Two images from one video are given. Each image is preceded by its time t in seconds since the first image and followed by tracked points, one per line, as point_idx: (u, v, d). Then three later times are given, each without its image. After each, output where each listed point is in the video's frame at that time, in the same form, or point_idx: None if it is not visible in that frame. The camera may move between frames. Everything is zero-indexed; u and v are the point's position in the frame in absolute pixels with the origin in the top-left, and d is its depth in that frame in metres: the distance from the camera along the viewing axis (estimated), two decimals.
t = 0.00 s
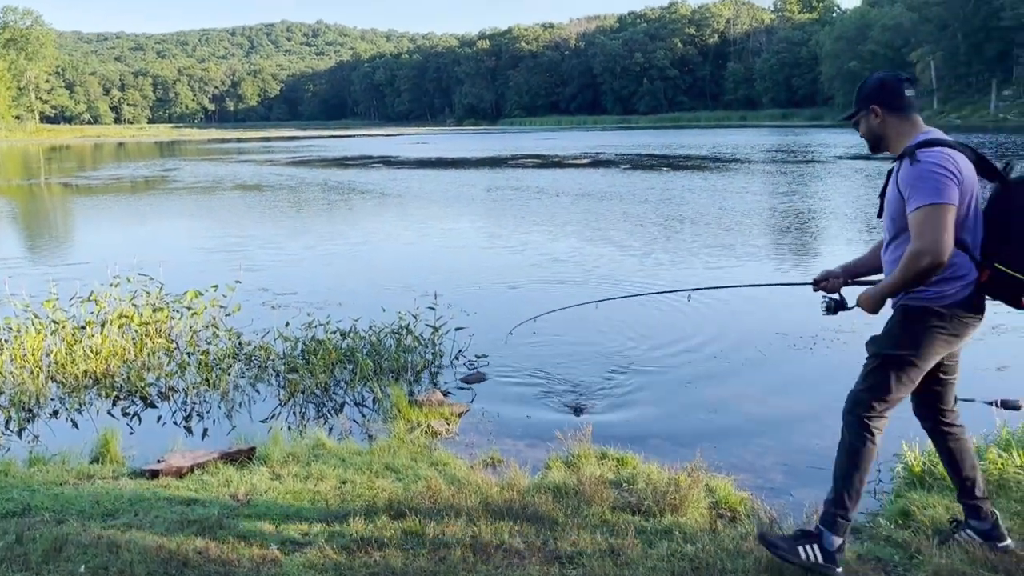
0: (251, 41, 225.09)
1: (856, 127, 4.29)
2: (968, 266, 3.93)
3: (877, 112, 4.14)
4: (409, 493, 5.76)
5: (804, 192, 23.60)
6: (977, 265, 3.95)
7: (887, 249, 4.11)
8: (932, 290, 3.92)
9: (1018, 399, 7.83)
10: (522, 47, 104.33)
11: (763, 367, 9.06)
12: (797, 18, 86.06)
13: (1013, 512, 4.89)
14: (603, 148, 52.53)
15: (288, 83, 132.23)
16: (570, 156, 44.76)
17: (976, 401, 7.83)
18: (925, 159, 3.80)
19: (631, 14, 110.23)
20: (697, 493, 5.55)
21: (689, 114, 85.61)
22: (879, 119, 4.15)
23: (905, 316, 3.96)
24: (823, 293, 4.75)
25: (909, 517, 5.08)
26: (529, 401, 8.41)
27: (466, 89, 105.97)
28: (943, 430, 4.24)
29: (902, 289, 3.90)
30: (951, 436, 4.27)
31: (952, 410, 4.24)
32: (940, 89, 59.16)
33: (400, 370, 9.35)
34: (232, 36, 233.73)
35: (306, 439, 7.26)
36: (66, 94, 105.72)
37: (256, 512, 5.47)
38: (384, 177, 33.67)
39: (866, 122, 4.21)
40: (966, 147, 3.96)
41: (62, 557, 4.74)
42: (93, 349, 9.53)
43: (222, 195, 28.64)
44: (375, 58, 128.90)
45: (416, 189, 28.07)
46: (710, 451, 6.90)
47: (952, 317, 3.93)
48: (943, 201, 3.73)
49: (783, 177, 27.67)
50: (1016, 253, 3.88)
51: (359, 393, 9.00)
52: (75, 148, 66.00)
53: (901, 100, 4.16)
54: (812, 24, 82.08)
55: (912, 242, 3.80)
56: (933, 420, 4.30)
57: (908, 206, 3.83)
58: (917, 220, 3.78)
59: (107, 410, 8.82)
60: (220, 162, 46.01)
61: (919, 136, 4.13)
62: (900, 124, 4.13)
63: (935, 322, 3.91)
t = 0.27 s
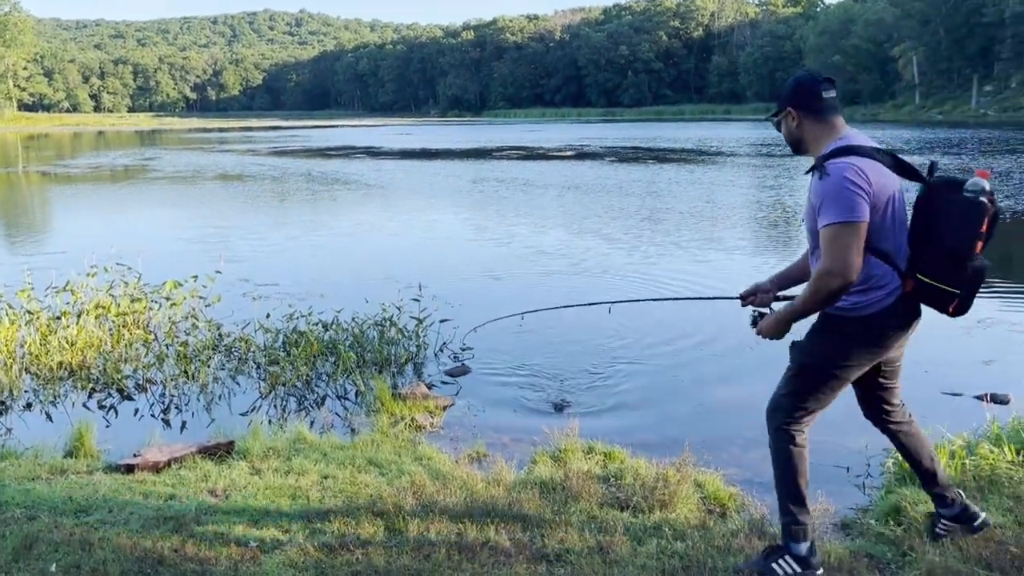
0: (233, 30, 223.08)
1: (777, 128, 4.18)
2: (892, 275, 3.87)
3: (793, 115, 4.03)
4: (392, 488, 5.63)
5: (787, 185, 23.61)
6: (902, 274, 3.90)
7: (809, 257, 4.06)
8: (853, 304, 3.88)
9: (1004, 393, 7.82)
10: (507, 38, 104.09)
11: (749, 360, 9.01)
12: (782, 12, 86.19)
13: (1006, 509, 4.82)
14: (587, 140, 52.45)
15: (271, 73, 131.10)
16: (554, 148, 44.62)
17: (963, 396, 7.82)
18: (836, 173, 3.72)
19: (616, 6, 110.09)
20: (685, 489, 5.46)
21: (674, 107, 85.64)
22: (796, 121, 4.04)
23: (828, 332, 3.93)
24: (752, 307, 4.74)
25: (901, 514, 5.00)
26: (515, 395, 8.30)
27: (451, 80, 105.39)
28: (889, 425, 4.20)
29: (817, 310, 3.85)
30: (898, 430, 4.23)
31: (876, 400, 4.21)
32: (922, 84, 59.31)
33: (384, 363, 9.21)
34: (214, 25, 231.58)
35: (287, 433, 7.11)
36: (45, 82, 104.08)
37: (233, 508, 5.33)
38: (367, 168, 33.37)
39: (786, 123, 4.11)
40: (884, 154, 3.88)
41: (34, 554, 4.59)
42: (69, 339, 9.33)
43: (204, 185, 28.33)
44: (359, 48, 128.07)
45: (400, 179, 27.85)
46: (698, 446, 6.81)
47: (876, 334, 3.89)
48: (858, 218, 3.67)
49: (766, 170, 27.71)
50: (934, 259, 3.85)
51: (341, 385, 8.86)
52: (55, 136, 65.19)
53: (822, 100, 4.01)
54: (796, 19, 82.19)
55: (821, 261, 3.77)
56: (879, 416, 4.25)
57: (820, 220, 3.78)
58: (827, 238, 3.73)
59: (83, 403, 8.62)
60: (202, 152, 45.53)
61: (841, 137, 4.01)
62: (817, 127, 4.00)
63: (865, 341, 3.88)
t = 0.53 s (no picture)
0: (218, 19, 221.50)
1: (714, 110, 4.10)
2: (835, 256, 3.81)
3: (728, 95, 3.95)
4: (385, 479, 5.58)
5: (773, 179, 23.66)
6: (845, 256, 3.83)
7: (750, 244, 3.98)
8: (799, 289, 3.83)
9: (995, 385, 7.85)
10: (495, 29, 104.04)
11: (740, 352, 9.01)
12: (768, 6, 86.34)
13: (1002, 500, 4.82)
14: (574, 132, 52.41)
15: (256, 63, 130.15)
16: (541, 140, 44.55)
17: (954, 388, 7.85)
18: (772, 151, 3.65)
19: None
20: (680, 481, 5.43)
21: (660, 100, 85.70)
22: (730, 102, 3.96)
23: (775, 323, 3.87)
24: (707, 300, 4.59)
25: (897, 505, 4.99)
26: (507, 386, 8.26)
27: (437, 71, 104.92)
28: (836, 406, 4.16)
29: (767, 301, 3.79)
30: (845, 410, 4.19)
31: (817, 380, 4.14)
32: (906, 79, 59.50)
33: (374, 354, 9.13)
34: (198, 15, 229.81)
35: (277, 424, 7.04)
36: (26, 69, 102.89)
37: (223, 501, 5.26)
38: (353, 158, 33.16)
39: (722, 105, 4.02)
40: (819, 130, 3.82)
41: (21, 547, 4.50)
42: (52, 329, 9.19)
43: (189, 174, 28.10)
44: (345, 38, 127.39)
45: (387, 171, 27.72)
46: (691, 437, 6.79)
47: (820, 322, 3.82)
48: (795, 196, 3.59)
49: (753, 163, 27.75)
50: (873, 238, 3.78)
51: (331, 376, 8.78)
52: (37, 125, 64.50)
53: (754, 80, 3.95)
54: (782, 12, 82.28)
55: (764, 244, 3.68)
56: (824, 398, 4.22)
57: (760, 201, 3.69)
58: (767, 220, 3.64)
59: (68, 394, 8.50)
60: (187, 141, 45.18)
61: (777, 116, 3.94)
62: (751, 106, 3.93)
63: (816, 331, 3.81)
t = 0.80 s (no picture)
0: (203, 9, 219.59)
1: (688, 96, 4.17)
2: (791, 245, 3.85)
3: (704, 81, 4.01)
4: (387, 473, 5.50)
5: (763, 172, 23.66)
6: (801, 246, 3.87)
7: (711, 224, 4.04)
8: (754, 282, 3.86)
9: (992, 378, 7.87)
10: (483, 20, 103.78)
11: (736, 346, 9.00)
12: None
13: (1010, 495, 4.80)
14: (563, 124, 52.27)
15: (242, 52, 129.05)
16: (530, 132, 44.37)
17: (951, 381, 7.87)
18: (738, 134, 3.70)
19: None
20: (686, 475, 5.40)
21: (649, 93, 85.62)
22: (703, 89, 4.03)
23: (737, 321, 3.91)
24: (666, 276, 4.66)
25: (903, 498, 4.97)
26: (505, 379, 8.20)
27: (425, 61, 104.35)
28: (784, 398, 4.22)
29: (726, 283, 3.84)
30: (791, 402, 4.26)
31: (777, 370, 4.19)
32: (894, 73, 59.68)
33: (370, 345, 9.04)
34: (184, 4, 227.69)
35: (275, 417, 6.96)
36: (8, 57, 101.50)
37: (223, 494, 5.18)
38: (343, 149, 32.88)
39: (695, 92, 4.09)
40: (787, 119, 3.87)
41: (17, 542, 4.41)
42: (43, 320, 9.06)
43: (175, 165, 27.79)
44: (332, 28, 126.51)
45: (376, 162, 27.51)
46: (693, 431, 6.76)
47: (773, 315, 3.86)
48: (754, 179, 3.64)
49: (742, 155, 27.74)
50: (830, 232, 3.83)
51: (327, 368, 8.69)
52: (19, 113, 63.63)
53: (729, 67, 4.00)
54: (771, 6, 82.36)
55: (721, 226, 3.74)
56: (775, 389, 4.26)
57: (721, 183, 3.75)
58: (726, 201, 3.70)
59: (59, 385, 8.37)
60: (173, 131, 44.72)
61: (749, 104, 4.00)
62: (723, 93, 3.98)
63: (779, 324, 3.86)
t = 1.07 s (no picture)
0: None
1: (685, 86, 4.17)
2: (760, 239, 3.85)
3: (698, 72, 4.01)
4: (409, 465, 5.40)
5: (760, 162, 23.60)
6: (771, 242, 3.86)
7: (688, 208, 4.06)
8: (721, 273, 3.89)
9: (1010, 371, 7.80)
10: (477, 10, 102.99)
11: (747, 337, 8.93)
12: None
13: None
14: (558, 113, 52.00)
15: (233, 40, 128.00)
16: (525, 122, 44.12)
17: (967, 373, 7.81)
18: (714, 124, 3.73)
19: None
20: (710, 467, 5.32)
21: (643, 83, 85.37)
22: (697, 79, 4.02)
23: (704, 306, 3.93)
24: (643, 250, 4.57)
25: (935, 491, 4.89)
26: (519, 371, 8.10)
27: (418, 50, 103.69)
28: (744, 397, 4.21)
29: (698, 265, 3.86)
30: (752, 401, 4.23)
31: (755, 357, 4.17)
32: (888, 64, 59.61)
33: (379, 335, 8.93)
34: None
35: (289, 408, 6.85)
36: None
37: (242, 487, 5.07)
38: (337, 138, 32.55)
39: (690, 81, 4.09)
40: (770, 114, 3.87)
41: (36, 537, 4.30)
42: (46, 310, 8.91)
43: (168, 153, 27.48)
44: (324, 16, 125.58)
45: (371, 151, 27.28)
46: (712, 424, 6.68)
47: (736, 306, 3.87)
48: (727, 168, 3.67)
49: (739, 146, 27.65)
50: (800, 231, 3.80)
51: (336, 358, 8.57)
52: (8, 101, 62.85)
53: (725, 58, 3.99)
54: None
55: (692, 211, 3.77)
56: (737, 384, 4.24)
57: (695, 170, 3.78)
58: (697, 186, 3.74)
59: (65, 374, 8.24)
60: (165, 120, 44.23)
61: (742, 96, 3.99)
62: (716, 85, 3.98)
63: (739, 319, 3.87)
